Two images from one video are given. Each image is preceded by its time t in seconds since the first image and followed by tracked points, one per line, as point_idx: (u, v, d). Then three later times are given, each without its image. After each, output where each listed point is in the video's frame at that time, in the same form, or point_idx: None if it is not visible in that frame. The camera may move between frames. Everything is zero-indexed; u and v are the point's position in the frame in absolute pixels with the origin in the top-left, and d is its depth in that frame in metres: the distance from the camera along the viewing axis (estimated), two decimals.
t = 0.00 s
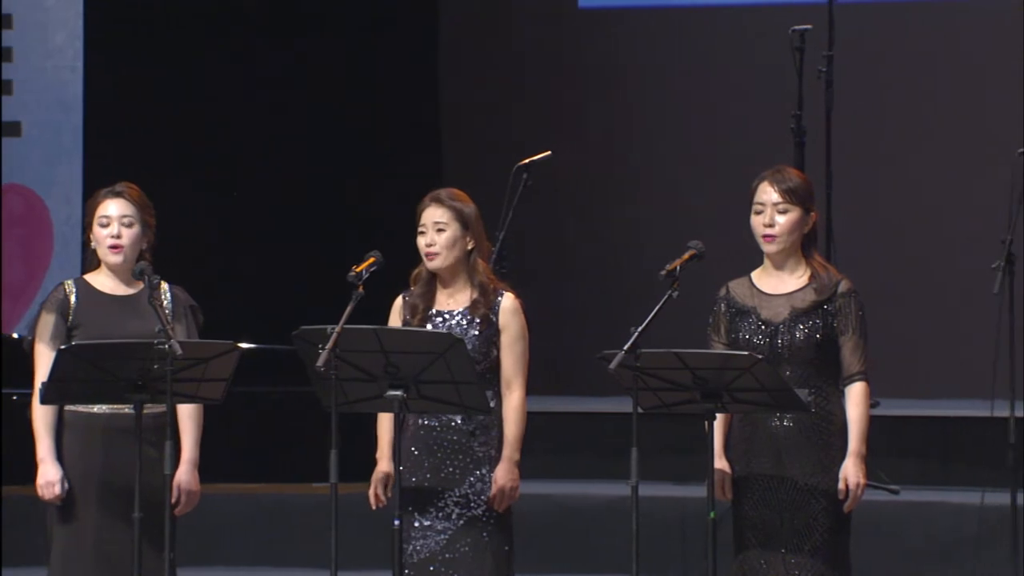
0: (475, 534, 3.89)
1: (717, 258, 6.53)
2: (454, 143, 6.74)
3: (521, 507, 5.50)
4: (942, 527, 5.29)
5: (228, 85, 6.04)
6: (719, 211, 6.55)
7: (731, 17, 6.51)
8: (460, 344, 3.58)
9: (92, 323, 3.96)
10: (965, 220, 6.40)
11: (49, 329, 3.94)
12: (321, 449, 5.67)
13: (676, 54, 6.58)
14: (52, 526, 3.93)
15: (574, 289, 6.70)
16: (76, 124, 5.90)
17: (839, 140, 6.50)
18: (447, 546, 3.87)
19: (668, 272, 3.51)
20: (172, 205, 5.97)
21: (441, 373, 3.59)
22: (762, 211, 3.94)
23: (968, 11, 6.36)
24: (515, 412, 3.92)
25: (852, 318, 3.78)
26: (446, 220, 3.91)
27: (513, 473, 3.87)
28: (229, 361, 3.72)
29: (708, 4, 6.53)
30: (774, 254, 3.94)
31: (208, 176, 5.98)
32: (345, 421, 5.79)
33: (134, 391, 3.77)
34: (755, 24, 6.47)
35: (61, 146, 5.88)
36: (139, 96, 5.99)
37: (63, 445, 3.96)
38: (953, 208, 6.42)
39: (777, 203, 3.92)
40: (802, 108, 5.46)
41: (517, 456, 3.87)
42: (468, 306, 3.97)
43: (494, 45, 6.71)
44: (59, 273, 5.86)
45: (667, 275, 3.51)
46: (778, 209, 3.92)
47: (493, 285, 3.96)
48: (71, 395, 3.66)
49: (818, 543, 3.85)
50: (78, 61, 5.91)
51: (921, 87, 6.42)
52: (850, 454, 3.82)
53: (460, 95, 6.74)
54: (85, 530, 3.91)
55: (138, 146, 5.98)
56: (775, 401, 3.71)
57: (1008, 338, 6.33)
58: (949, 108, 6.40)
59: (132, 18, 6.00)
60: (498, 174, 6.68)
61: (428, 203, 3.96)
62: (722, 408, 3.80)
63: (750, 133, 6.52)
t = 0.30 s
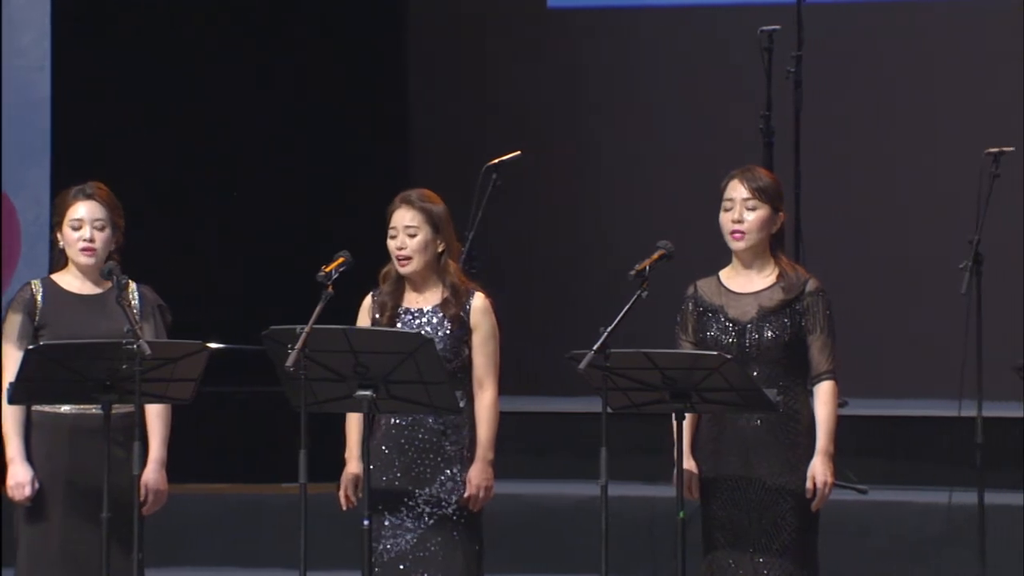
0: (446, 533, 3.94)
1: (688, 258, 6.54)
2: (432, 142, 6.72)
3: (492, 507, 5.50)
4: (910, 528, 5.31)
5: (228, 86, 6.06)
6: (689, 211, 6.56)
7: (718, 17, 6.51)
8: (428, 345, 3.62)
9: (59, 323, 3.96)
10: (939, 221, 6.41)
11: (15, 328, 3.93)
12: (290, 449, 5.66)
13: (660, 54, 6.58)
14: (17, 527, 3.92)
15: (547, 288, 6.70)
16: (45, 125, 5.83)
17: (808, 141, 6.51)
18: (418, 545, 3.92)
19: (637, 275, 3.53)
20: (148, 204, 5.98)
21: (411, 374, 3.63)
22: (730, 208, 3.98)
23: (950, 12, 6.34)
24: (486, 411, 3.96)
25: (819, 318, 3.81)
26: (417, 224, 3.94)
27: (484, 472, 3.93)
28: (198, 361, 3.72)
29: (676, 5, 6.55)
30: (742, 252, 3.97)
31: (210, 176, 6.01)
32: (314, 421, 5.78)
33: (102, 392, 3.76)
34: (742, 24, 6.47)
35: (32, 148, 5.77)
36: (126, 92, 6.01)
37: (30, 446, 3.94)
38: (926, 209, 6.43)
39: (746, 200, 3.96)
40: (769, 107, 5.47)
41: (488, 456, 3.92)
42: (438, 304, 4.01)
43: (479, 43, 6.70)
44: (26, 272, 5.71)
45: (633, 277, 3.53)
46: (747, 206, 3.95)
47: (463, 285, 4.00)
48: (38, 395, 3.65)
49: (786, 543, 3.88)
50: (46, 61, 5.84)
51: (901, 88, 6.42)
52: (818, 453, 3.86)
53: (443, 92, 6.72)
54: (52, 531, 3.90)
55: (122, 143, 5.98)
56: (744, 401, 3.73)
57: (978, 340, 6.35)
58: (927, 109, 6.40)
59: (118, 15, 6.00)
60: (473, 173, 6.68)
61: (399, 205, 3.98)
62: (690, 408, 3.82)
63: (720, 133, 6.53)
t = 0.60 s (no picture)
0: (420, 531, 3.94)
1: (665, 258, 6.55)
2: (421, 140, 6.72)
3: (467, 507, 5.50)
4: (884, 528, 5.31)
5: (226, 86, 6.07)
6: (664, 211, 6.56)
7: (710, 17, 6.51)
8: (402, 344, 3.64)
9: (29, 323, 3.95)
10: (920, 223, 6.41)
11: None
12: (263, 449, 5.66)
13: (643, 55, 6.57)
14: None
15: (526, 287, 6.70)
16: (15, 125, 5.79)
17: (784, 140, 6.51)
18: (391, 544, 3.92)
19: (607, 273, 3.54)
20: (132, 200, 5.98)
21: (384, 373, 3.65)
22: (701, 210, 3.99)
23: (941, 14, 6.35)
24: (461, 410, 3.98)
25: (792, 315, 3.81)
26: (391, 228, 3.96)
27: (459, 471, 3.94)
28: (169, 361, 3.73)
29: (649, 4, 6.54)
30: (714, 254, 3.98)
31: (210, 176, 6.04)
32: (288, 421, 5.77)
33: (73, 391, 3.75)
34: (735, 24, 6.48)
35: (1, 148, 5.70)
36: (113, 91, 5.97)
37: None
38: (900, 210, 6.44)
39: (717, 203, 3.97)
40: (741, 108, 5.48)
41: (463, 455, 3.94)
42: (411, 302, 4.04)
43: (470, 43, 6.70)
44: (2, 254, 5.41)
45: (606, 277, 3.54)
46: (718, 209, 3.96)
47: (437, 285, 4.03)
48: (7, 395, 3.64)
49: (757, 543, 3.88)
50: (15, 60, 5.74)
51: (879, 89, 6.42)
52: (791, 451, 3.87)
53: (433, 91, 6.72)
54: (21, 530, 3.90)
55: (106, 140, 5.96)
56: (717, 401, 3.74)
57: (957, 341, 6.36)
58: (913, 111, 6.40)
59: (114, 13, 5.98)
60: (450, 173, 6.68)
61: (372, 208, 3.99)
62: (663, 408, 3.82)
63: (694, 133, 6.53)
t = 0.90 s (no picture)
0: (389, 531, 4.00)
1: (639, 258, 6.54)
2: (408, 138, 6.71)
3: (439, 507, 5.50)
4: (855, 528, 5.32)
5: (226, 85, 6.16)
6: (636, 211, 6.56)
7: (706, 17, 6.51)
8: (371, 345, 3.66)
9: None
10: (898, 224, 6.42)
11: None
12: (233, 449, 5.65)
13: (614, 55, 6.58)
14: None
15: (503, 286, 6.69)
16: None
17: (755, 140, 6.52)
18: (361, 544, 3.98)
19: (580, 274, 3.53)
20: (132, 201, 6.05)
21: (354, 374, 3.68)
22: (668, 218, 3.98)
23: (936, 13, 6.33)
24: (429, 411, 4.04)
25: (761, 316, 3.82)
26: (365, 231, 4.04)
27: (427, 472, 4.00)
28: (139, 362, 3.75)
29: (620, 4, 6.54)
30: (684, 258, 3.99)
31: (210, 176, 6.13)
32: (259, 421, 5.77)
33: (42, 392, 3.73)
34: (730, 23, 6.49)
35: None
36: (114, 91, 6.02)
37: None
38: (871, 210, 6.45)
39: (682, 211, 3.95)
40: (711, 108, 5.48)
41: (431, 455, 4.00)
42: (381, 302, 4.11)
43: (441, 42, 6.70)
44: None
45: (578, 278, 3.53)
46: (685, 216, 3.95)
47: (408, 287, 4.10)
48: None
49: (726, 544, 3.89)
50: None
51: (849, 89, 6.44)
52: (760, 452, 3.88)
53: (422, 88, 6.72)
54: None
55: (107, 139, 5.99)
56: (688, 402, 3.74)
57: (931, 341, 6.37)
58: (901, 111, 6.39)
59: (115, 13, 6.02)
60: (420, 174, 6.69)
61: (347, 210, 4.08)
62: (634, 408, 3.84)
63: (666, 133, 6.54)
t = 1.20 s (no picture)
0: (358, 532, 4.00)
1: (612, 258, 6.55)
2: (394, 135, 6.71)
3: (407, 507, 5.49)
4: (822, 527, 5.33)
5: (226, 86, 6.35)
6: (606, 211, 6.56)
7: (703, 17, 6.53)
8: (340, 344, 3.66)
9: None
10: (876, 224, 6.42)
11: None
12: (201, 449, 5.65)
13: (582, 55, 6.58)
14: None
15: (475, 285, 6.69)
16: None
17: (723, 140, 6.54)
18: (330, 544, 3.97)
19: (551, 279, 3.52)
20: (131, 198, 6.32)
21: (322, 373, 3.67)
22: (634, 215, 3.99)
23: (933, 15, 6.33)
24: (398, 411, 4.03)
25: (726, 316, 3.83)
26: (336, 230, 4.03)
27: (396, 472, 4.00)
28: (106, 362, 3.72)
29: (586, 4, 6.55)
30: (648, 257, 4.00)
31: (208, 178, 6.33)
32: (228, 420, 5.76)
33: (8, 392, 3.73)
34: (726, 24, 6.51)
35: None
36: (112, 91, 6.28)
37: None
38: (839, 210, 6.47)
39: (649, 207, 3.97)
40: (677, 108, 5.49)
41: (400, 455, 4.00)
42: (350, 302, 4.10)
43: (408, 43, 6.70)
44: None
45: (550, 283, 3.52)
46: (650, 213, 3.96)
47: (378, 287, 4.08)
48: None
49: (693, 544, 3.90)
50: None
51: (817, 89, 6.45)
52: (724, 453, 3.88)
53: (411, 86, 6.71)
54: None
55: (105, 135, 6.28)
56: (657, 402, 3.76)
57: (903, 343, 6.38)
58: (892, 112, 6.39)
59: (115, 13, 6.25)
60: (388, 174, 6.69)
61: (317, 209, 4.07)
62: (604, 408, 3.83)
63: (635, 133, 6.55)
